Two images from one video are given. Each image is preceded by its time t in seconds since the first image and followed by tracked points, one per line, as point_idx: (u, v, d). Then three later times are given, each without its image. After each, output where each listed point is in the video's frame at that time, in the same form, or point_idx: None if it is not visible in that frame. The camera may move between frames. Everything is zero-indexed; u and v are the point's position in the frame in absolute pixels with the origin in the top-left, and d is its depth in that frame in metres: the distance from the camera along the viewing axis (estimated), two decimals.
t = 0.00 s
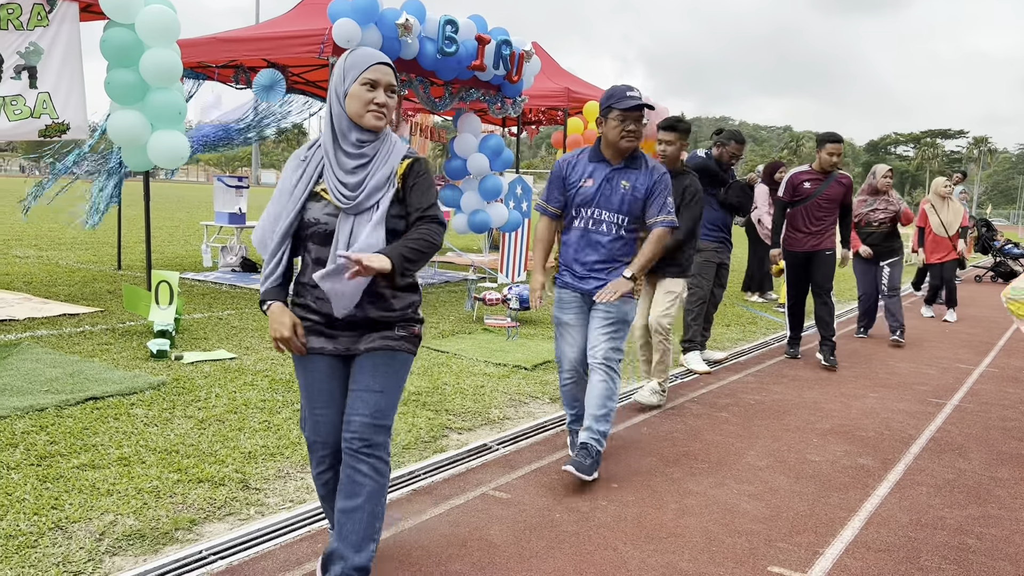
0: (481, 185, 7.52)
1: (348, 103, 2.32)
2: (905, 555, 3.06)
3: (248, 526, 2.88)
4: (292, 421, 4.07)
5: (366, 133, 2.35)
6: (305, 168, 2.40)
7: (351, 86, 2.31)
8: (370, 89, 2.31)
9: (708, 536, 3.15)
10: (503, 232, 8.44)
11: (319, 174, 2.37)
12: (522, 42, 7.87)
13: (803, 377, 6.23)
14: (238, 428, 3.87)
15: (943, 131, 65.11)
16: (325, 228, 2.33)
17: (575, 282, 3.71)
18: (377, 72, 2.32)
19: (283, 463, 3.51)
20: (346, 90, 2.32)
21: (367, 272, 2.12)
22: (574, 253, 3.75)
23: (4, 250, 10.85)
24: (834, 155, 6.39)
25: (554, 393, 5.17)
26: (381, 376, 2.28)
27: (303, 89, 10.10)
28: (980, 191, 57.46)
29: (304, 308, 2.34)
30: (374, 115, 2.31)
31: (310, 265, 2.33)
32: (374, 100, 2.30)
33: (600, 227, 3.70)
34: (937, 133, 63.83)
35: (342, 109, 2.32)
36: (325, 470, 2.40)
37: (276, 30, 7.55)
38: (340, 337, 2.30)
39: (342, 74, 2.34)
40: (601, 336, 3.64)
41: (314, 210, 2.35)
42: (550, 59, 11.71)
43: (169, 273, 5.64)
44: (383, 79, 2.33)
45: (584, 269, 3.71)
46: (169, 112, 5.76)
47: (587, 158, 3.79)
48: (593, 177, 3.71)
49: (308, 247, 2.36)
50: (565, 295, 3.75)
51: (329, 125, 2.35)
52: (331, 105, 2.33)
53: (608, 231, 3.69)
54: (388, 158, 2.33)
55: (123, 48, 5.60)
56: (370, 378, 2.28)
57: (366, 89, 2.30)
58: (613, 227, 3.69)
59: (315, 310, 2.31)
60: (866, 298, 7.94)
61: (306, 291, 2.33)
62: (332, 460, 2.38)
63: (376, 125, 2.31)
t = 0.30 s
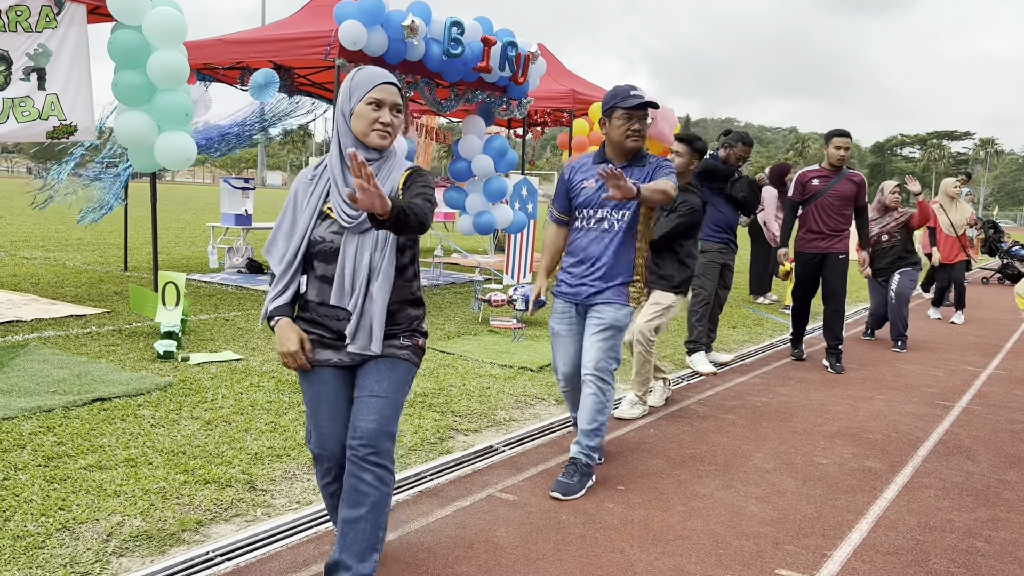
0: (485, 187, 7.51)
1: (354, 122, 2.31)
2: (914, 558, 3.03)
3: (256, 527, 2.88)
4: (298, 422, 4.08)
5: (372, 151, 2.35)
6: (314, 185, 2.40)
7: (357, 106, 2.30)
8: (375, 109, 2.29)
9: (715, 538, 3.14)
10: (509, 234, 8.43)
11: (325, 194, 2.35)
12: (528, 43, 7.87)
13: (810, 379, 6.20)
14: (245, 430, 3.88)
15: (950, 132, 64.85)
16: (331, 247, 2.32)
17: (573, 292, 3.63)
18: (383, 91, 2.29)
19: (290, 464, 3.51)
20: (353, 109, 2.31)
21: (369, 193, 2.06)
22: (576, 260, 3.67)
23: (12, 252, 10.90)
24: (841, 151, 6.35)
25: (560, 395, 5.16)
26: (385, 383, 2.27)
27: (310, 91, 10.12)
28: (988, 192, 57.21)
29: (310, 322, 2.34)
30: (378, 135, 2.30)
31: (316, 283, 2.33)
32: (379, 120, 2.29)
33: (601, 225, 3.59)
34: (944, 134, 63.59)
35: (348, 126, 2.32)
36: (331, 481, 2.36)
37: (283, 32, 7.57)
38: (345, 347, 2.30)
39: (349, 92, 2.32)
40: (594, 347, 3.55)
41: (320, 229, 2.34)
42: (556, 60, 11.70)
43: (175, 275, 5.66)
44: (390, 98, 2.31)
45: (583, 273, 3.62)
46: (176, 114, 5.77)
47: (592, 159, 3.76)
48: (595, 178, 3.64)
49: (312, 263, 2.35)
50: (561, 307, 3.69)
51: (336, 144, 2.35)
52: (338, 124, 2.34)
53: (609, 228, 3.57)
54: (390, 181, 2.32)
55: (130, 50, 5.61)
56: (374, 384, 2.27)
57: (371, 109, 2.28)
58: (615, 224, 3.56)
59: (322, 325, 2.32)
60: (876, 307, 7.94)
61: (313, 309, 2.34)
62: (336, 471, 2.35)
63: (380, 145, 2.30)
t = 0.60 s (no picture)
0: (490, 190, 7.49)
1: (368, 82, 2.41)
2: (922, 562, 3.01)
3: (260, 530, 2.88)
4: (303, 425, 4.07)
5: (387, 110, 2.46)
6: (328, 149, 2.47)
7: (371, 67, 2.40)
8: (390, 68, 2.39)
9: (722, 542, 3.12)
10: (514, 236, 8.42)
11: (344, 155, 2.45)
12: (533, 46, 7.86)
13: (817, 381, 6.17)
14: (249, 432, 3.87)
15: (956, 134, 64.61)
16: (356, 208, 2.43)
17: (591, 279, 3.70)
18: (397, 52, 2.40)
19: (295, 467, 3.51)
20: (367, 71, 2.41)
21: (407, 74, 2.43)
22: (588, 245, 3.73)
23: (18, 255, 10.93)
24: (842, 154, 6.33)
25: (565, 397, 5.15)
26: (426, 355, 2.49)
27: (315, 94, 10.13)
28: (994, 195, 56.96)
29: (334, 290, 2.44)
30: (394, 93, 2.40)
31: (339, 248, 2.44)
32: (395, 80, 2.40)
33: (620, 211, 3.63)
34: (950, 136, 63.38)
35: (362, 86, 2.42)
36: (339, 450, 2.48)
37: (288, 35, 7.59)
38: (371, 321, 2.45)
39: (362, 54, 2.43)
40: (620, 339, 3.67)
41: (343, 190, 2.44)
42: (561, 63, 11.69)
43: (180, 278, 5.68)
44: (403, 58, 2.42)
45: (599, 256, 3.68)
46: (182, 117, 5.78)
47: (593, 157, 3.71)
48: (606, 172, 3.64)
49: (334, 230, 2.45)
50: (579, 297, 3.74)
51: (351, 105, 2.44)
52: (352, 86, 2.43)
53: (630, 213, 3.62)
54: (409, 143, 2.50)
55: (136, 53, 5.63)
56: (415, 358, 2.48)
57: (386, 69, 2.39)
58: (634, 208, 3.62)
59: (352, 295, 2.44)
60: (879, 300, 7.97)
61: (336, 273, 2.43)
62: (349, 440, 2.48)
63: (396, 103, 2.40)
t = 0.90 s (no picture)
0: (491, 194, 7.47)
1: (392, 87, 2.50)
2: (927, 565, 2.99)
3: (262, 534, 2.87)
4: (306, 428, 4.07)
5: (409, 113, 2.55)
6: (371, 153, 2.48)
7: (393, 71, 2.50)
8: (411, 71, 2.49)
9: (724, 545, 3.10)
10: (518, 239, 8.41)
11: (391, 158, 2.51)
12: (536, 49, 7.86)
13: (820, 384, 6.15)
14: (252, 436, 3.88)
15: (961, 135, 64.44)
16: (407, 211, 2.53)
17: (622, 276, 3.79)
18: (416, 56, 2.50)
19: (297, 471, 3.50)
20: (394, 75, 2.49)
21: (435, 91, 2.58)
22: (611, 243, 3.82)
23: (23, 259, 10.96)
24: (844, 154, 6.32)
25: (568, 400, 5.14)
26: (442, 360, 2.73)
27: (318, 98, 10.14)
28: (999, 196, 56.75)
29: (383, 291, 2.50)
30: (417, 96, 2.49)
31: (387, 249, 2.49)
32: (417, 83, 2.50)
33: (642, 205, 3.79)
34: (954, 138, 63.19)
35: (391, 92, 2.50)
36: (353, 449, 2.50)
37: (291, 39, 7.61)
38: (411, 324, 2.56)
39: (382, 60, 2.52)
40: (659, 332, 3.95)
41: (394, 193, 2.52)
42: (564, 66, 11.69)
43: (181, 281, 5.69)
44: (421, 61, 2.52)
45: (627, 253, 3.80)
46: (184, 121, 5.80)
47: (610, 149, 3.80)
48: (629, 164, 3.75)
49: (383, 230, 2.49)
50: (608, 296, 3.81)
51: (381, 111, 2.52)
52: (377, 92, 2.52)
53: (650, 207, 3.80)
54: (435, 144, 2.66)
55: (139, 57, 5.65)
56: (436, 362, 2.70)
57: (407, 73, 2.48)
58: (653, 202, 3.81)
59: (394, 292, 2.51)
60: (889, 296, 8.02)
61: (385, 273, 2.49)
62: (367, 440, 2.51)
63: (421, 105, 2.50)
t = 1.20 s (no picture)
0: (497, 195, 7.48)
1: (429, 104, 2.54)
2: (930, 568, 2.98)
3: (262, 538, 2.87)
4: (307, 432, 4.06)
5: (446, 127, 2.59)
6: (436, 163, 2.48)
7: (431, 87, 2.52)
8: (447, 87, 2.52)
9: (726, 549, 3.09)
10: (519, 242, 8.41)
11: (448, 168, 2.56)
12: (537, 52, 7.86)
13: (822, 386, 6.14)
14: (253, 440, 3.88)
15: (962, 137, 64.36)
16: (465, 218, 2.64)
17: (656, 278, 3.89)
18: (452, 71, 2.53)
19: (297, 474, 3.50)
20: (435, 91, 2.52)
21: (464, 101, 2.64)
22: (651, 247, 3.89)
23: (24, 263, 10.98)
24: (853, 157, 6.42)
25: (569, 403, 5.14)
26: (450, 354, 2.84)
27: (319, 102, 10.14)
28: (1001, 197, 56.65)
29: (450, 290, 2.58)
30: (455, 111, 2.54)
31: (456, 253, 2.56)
32: (453, 98, 2.53)
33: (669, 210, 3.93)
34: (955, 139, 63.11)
35: (431, 106, 2.53)
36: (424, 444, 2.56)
37: (292, 43, 7.61)
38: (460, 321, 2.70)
39: (418, 76, 2.53)
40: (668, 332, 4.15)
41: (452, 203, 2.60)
42: (564, 69, 11.70)
43: (181, 285, 5.70)
44: (455, 75, 2.55)
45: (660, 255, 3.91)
46: (185, 125, 5.80)
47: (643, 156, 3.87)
48: (664, 172, 3.88)
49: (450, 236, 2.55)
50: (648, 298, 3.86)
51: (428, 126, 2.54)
52: (415, 108, 2.55)
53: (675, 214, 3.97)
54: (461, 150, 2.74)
55: (140, 61, 5.66)
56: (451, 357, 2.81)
57: (444, 89, 2.52)
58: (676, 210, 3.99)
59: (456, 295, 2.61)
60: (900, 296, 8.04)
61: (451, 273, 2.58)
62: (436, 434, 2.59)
63: (459, 120, 2.54)
